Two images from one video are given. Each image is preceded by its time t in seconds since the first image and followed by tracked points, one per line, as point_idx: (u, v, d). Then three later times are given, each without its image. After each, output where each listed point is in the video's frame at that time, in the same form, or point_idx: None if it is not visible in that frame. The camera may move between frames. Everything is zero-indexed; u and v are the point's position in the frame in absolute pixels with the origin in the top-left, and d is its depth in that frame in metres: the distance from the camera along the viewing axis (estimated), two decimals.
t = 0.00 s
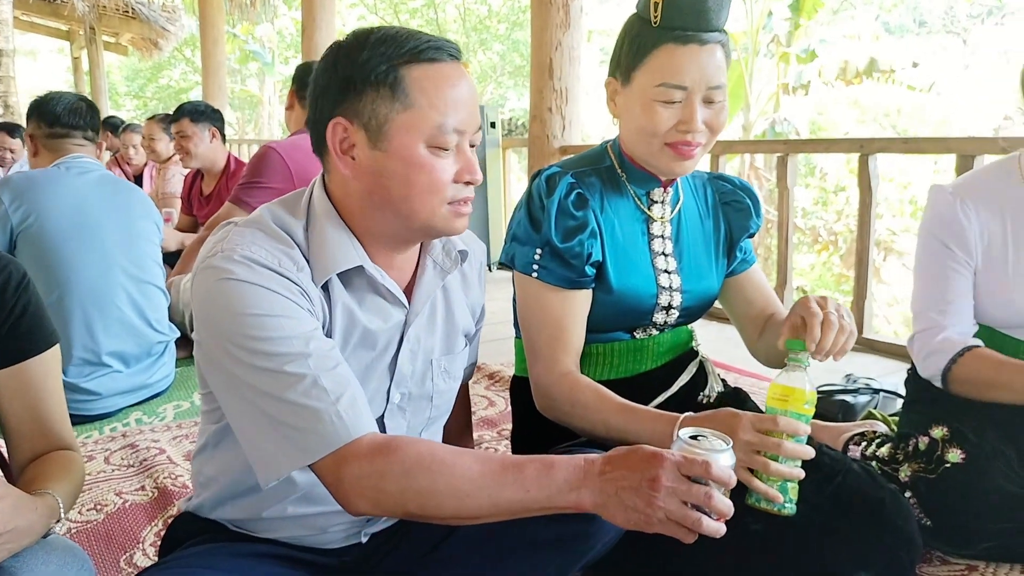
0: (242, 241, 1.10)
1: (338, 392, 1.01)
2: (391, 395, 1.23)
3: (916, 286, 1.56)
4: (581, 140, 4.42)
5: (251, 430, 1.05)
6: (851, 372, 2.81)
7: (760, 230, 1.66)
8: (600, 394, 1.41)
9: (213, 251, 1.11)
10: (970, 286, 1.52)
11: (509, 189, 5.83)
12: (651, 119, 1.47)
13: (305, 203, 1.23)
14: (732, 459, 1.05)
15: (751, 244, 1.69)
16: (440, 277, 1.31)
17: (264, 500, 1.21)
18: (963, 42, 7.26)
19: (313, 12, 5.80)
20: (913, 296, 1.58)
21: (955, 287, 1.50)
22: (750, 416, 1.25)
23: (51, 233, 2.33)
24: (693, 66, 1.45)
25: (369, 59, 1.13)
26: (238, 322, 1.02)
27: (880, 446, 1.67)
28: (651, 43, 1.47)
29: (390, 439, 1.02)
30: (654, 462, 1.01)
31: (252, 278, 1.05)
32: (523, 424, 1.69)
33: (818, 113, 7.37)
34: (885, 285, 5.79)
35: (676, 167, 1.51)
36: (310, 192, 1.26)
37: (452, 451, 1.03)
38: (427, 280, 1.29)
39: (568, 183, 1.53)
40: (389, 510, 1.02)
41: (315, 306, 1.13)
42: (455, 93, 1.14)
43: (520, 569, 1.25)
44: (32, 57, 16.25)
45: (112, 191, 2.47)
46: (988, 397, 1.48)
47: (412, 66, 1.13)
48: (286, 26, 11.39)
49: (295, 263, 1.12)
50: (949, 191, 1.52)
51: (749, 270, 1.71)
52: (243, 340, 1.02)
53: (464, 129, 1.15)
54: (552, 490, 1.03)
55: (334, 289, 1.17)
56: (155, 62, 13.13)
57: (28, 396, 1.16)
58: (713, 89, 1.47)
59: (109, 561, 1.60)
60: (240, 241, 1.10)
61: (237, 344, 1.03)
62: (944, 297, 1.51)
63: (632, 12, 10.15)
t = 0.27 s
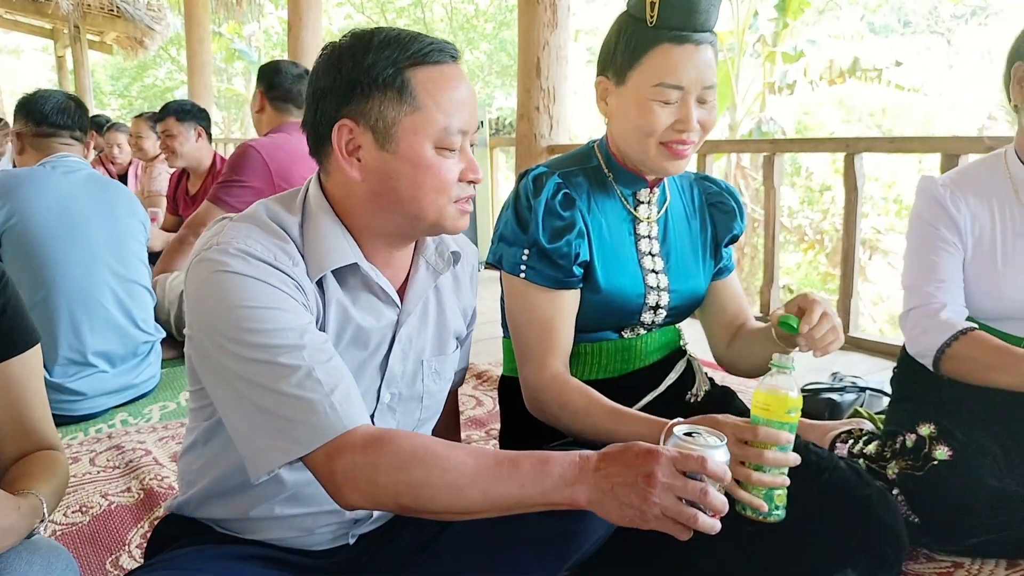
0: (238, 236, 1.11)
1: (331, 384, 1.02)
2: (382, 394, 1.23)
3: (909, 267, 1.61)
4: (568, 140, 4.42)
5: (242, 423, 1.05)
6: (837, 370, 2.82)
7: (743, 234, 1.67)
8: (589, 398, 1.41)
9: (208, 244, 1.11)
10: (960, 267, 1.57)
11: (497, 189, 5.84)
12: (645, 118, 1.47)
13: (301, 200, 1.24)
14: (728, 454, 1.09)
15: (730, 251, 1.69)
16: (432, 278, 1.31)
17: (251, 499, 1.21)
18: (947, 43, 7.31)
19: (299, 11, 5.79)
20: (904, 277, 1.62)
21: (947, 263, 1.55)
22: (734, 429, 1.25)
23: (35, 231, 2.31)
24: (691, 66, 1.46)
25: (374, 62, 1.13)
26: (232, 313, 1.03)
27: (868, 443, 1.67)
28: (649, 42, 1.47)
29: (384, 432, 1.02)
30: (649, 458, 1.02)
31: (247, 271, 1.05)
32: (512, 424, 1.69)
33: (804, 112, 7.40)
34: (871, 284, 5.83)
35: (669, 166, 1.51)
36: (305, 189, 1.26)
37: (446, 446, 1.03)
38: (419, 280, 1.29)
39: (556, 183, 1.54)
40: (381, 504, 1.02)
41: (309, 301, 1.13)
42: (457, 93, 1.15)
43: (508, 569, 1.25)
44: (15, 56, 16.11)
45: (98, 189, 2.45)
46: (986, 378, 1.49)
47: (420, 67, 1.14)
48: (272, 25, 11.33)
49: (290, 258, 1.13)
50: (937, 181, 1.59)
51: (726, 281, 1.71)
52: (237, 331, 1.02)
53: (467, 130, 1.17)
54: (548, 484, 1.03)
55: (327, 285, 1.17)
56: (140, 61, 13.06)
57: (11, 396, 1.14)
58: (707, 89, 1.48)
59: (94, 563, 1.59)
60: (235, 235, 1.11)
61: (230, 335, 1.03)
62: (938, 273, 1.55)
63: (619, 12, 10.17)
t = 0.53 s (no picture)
0: (242, 233, 1.12)
1: (335, 381, 1.03)
2: (378, 394, 1.25)
3: (899, 253, 1.63)
4: (557, 140, 4.43)
5: (245, 419, 1.06)
6: (824, 370, 2.83)
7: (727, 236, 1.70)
8: (591, 403, 1.41)
9: (212, 242, 1.12)
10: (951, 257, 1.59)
11: (486, 189, 5.84)
12: (632, 119, 1.48)
13: (305, 198, 1.24)
14: (726, 449, 1.13)
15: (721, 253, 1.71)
16: (431, 282, 1.31)
17: (241, 497, 1.21)
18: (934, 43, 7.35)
19: (288, 12, 5.77)
20: (895, 263, 1.64)
21: (939, 251, 1.57)
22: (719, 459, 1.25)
23: (20, 235, 2.30)
24: (678, 67, 1.47)
25: (374, 61, 1.14)
26: (237, 309, 1.04)
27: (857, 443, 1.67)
28: (635, 42, 1.48)
29: (388, 428, 1.04)
30: (651, 454, 1.05)
31: (252, 268, 1.06)
32: (502, 423, 1.69)
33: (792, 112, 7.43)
34: (859, 283, 5.86)
35: (656, 169, 1.52)
36: (308, 188, 1.26)
37: (451, 443, 1.04)
38: (419, 282, 1.30)
39: (551, 184, 1.54)
40: (386, 500, 1.03)
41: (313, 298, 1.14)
42: (459, 104, 1.12)
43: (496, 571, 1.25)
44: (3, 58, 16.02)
45: (83, 191, 2.44)
46: (978, 357, 1.50)
47: (412, 73, 1.12)
48: (261, 26, 11.30)
49: (295, 256, 1.14)
50: (931, 177, 1.62)
51: (706, 292, 1.71)
52: (242, 327, 1.03)
53: (453, 145, 1.12)
54: (550, 481, 1.05)
55: (330, 283, 1.18)
56: (128, 62, 13.00)
57: None
58: (694, 91, 1.49)
59: (81, 566, 1.58)
60: (239, 233, 1.12)
61: (236, 331, 1.04)
62: (929, 260, 1.57)
63: (608, 13, 10.19)
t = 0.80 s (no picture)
0: (252, 234, 1.12)
1: (344, 382, 1.03)
2: (381, 396, 1.25)
3: (894, 240, 1.63)
4: (555, 141, 4.42)
5: (253, 418, 1.06)
6: (822, 370, 2.83)
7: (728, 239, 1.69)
8: (599, 408, 1.42)
9: (221, 242, 1.12)
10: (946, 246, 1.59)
11: (484, 189, 5.83)
12: (626, 121, 1.49)
13: (313, 199, 1.25)
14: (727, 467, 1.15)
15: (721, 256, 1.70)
16: (436, 286, 1.34)
17: (239, 495, 1.21)
18: (932, 43, 7.35)
19: (285, 12, 5.77)
20: (888, 248, 1.64)
21: (932, 238, 1.57)
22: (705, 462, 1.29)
23: (15, 237, 2.31)
24: (675, 70, 1.46)
25: (371, 61, 1.15)
26: (247, 309, 1.04)
27: (853, 444, 1.69)
28: (632, 46, 1.48)
29: (398, 431, 1.04)
30: (658, 470, 1.07)
31: (262, 269, 1.06)
32: (499, 423, 1.69)
33: (790, 112, 7.41)
34: (857, 283, 5.86)
35: (651, 174, 1.52)
36: (316, 191, 1.26)
37: (459, 449, 1.05)
38: (423, 286, 1.31)
39: (554, 186, 1.54)
40: (393, 503, 1.03)
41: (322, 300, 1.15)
42: (456, 106, 1.12)
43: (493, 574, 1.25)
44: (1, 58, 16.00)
45: (77, 192, 2.44)
46: (974, 336, 1.49)
47: (407, 73, 1.13)
48: (259, 26, 11.29)
49: (305, 258, 1.15)
50: (933, 171, 1.62)
51: (709, 293, 1.71)
52: (252, 327, 1.03)
53: (445, 146, 1.12)
54: (557, 492, 1.06)
55: (337, 285, 1.18)
56: (126, 63, 13.01)
57: None
58: (692, 95, 1.48)
59: (77, 568, 1.58)
60: (250, 233, 1.12)
61: (246, 331, 1.04)
62: (921, 245, 1.57)
63: (606, 13, 10.18)
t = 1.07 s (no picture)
0: (264, 235, 1.13)
1: (353, 385, 1.04)
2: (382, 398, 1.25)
3: (896, 244, 1.63)
4: (549, 141, 4.42)
5: (261, 418, 1.07)
6: (816, 370, 2.83)
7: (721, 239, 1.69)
8: (594, 413, 1.42)
9: (232, 242, 1.12)
10: (948, 250, 1.59)
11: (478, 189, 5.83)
12: (624, 122, 1.49)
13: (323, 199, 1.25)
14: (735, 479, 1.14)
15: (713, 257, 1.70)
16: (440, 289, 1.33)
17: (238, 494, 1.22)
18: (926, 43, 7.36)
19: (279, 12, 5.76)
20: (891, 254, 1.64)
21: (936, 243, 1.57)
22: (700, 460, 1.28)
23: (6, 240, 2.28)
24: (669, 71, 1.46)
25: (395, 69, 1.15)
26: (259, 309, 1.04)
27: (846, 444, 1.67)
28: (629, 46, 1.48)
29: (406, 436, 1.05)
30: (667, 482, 1.07)
31: (274, 270, 1.07)
32: (492, 424, 1.69)
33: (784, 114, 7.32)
34: (851, 283, 5.87)
35: (646, 176, 1.52)
36: (325, 191, 1.27)
37: (467, 458, 1.06)
38: (429, 290, 1.31)
39: (549, 186, 1.54)
40: (399, 506, 1.05)
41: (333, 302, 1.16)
42: (476, 108, 1.15)
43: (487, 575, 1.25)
44: None
45: (66, 192, 2.42)
46: (981, 345, 1.49)
47: (434, 79, 1.14)
48: (253, 26, 11.27)
49: (317, 261, 1.15)
50: (929, 171, 1.62)
51: (700, 295, 1.71)
52: (264, 327, 1.04)
53: (475, 147, 1.15)
54: (566, 503, 1.07)
55: (348, 288, 1.19)
56: (119, 63, 12.97)
57: None
58: (688, 97, 1.48)
59: (69, 570, 1.58)
60: (262, 234, 1.13)
61: (257, 330, 1.04)
62: (925, 250, 1.58)
63: (600, 13, 10.18)
